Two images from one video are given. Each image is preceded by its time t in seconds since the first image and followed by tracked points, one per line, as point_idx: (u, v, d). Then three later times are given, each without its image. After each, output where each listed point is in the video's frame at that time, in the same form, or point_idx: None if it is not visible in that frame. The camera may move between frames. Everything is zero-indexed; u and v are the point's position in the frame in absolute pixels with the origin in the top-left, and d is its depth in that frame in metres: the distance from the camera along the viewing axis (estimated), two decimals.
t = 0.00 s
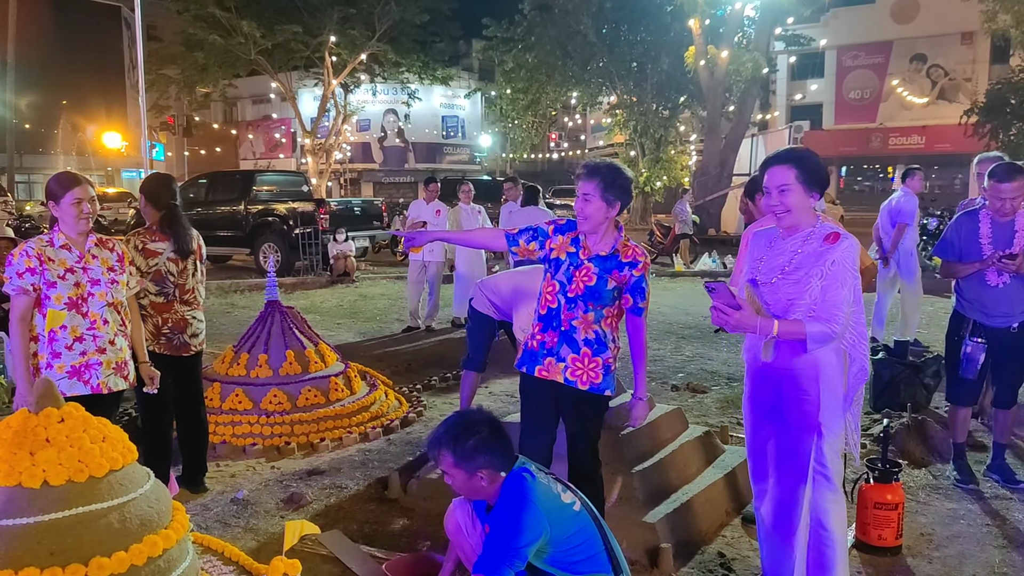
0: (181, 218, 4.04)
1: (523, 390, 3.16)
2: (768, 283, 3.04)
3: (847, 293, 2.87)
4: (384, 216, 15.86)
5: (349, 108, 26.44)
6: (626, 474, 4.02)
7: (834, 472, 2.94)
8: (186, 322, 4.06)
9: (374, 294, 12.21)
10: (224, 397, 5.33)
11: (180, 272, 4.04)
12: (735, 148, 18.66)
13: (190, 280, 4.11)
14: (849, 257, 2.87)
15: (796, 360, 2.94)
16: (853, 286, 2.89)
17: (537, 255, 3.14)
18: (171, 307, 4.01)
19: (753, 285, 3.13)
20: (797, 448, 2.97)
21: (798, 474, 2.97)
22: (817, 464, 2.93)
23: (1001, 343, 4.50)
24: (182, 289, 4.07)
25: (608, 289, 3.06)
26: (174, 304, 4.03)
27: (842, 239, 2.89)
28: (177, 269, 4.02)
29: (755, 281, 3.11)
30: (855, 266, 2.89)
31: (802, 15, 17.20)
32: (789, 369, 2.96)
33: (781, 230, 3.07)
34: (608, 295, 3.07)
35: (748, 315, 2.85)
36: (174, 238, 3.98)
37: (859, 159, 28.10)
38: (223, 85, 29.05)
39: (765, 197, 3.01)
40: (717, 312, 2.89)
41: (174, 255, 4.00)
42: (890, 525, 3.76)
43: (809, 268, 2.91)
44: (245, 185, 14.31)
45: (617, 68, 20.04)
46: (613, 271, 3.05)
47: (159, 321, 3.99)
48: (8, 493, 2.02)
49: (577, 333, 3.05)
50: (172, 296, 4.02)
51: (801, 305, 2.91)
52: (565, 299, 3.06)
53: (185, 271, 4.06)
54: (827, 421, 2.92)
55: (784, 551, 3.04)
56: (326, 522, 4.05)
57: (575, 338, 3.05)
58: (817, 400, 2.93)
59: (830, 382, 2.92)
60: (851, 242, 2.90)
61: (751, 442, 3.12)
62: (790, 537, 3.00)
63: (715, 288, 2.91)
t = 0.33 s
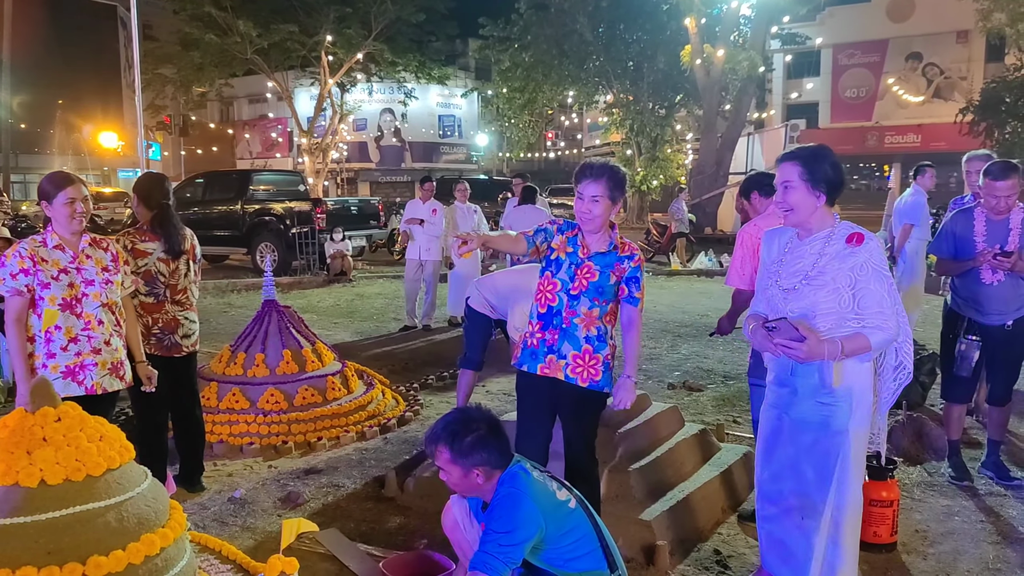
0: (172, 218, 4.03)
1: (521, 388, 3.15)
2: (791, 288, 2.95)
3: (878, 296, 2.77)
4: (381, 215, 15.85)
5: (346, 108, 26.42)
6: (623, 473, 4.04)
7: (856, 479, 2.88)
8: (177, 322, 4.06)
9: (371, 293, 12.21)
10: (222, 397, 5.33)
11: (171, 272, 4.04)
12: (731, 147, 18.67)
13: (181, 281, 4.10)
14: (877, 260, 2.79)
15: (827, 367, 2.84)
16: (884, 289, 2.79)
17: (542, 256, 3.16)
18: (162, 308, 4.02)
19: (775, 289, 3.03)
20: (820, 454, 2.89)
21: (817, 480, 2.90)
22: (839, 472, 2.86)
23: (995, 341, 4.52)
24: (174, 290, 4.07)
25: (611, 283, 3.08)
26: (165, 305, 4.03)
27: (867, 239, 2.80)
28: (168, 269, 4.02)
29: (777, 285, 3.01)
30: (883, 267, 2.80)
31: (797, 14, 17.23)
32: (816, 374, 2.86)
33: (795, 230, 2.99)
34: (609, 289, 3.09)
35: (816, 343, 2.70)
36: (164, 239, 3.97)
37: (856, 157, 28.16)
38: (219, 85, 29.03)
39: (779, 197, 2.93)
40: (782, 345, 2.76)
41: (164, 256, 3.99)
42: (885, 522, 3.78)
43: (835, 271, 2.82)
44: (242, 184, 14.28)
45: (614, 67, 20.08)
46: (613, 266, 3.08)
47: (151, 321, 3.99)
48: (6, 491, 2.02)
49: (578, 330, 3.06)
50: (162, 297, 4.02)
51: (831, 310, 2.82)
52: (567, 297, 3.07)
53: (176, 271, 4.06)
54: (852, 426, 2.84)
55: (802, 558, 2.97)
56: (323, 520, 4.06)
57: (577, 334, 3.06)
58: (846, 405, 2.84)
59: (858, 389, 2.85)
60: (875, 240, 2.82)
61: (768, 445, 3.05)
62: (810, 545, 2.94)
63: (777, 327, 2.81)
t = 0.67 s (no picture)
0: (167, 216, 4.03)
1: (525, 387, 3.13)
2: (798, 288, 2.94)
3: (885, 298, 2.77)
4: (381, 212, 15.85)
5: (344, 105, 26.40)
6: (622, 469, 4.05)
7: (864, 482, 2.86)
8: (171, 320, 4.05)
9: (370, 291, 12.21)
10: (221, 394, 5.34)
11: (165, 270, 4.03)
12: (730, 144, 18.66)
13: (175, 278, 4.09)
14: (882, 263, 2.78)
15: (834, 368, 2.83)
16: (891, 291, 2.78)
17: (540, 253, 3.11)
18: (155, 306, 4.01)
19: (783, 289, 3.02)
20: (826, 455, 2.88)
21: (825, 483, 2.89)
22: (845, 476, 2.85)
23: (992, 337, 4.53)
24: (167, 288, 4.06)
25: (617, 278, 3.12)
26: (159, 302, 4.02)
27: (872, 241, 2.79)
28: (161, 267, 4.01)
29: (784, 286, 3.00)
30: (889, 269, 2.79)
31: (796, 11, 17.24)
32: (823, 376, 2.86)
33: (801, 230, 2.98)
34: (613, 285, 3.13)
35: (852, 354, 2.69)
36: (157, 236, 3.96)
37: (854, 154, 28.13)
38: (218, 83, 28.99)
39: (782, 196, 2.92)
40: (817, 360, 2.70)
41: (158, 253, 3.98)
42: (883, 517, 3.79)
43: (841, 272, 2.82)
44: (241, 182, 14.27)
45: (613, 65, 20.09)
46: (616, 263, 3.12)
47: (143, 319, 3.99)
48: (5, 488, 2.03)
49: (591, 327, 3.08)
50: (156, 295, 4.01)
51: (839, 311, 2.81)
52: (578, 295, 3.06)
53: (170, 269, 4.05)
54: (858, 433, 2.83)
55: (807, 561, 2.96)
56: (323, 517, 4.07)
57: (590, 332, 3.07)
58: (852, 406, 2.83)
59: (865, 391, 2.84)
60: (881, 241, 2.81)
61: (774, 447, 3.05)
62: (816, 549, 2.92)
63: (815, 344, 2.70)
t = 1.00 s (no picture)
0: (165, 218, 4.05)
1: (524, 390, 3.14)
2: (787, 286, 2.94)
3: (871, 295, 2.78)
4: (380, 214, 15.86)
5: (344, 106, 26.41)
6: (621, 469, 4.06)
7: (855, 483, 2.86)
8: (169, 322, 4.06)
9: (370, 292, 12.23)
10: (221, 395, 5.35)
11: (163, 272, 4.04)
12: (729, 145, 18.66)
13: (174, 281, 4.09)
14: (867, 259, 2.79)
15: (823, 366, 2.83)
16: (878, 287, 2.80)
17: (535, 255, 3.11)
18: (153, 308, 4.01)
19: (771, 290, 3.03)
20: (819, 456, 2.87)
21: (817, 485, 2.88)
22: (839, 475, 2.85)
23: (989, 336, 4.55)
24: (166, 290, 4.07)
25: (615, 280, 3.13)
26: (158, 305, 4.03)
27: (861, 237, 2.80)
28: (160, 270, 4.02)
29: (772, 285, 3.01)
30: (876, 266, 2.80)
31: (795, 12, 17.27)
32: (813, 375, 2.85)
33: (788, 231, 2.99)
34: (613, 288, 3.14)
35: (827, 341, 2.71)
36: (154, 239, 3.99)
37: (853, 155, 28.13)
38: (218, 84, 29.01)
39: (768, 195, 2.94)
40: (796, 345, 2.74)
41: (156, 256, 4.00)
42: (882, 517, 3.80)
43: (828, 269, 2.82)
44: (241, 184, 14.29)
45: (612, 66, 20.11)
46: (616, 265, 3.13)
47: (141, 321, 3.99)
48: (6, 488, 2.04)
49: (590, 332, 3.09)
50: (154, 297, 4.02)
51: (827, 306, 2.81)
52: (577, 301, 3.07)
53: (169, 271, 4.06)
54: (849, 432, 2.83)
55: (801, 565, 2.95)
56: (323, 518, 4.08)
57: (590, 337, 3.09)
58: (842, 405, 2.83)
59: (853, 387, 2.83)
60: (869, 239, 2.81)
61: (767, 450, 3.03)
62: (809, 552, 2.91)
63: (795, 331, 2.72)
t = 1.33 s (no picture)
0: (167, 222, 4.05)
1: (520, 395, 3.13)
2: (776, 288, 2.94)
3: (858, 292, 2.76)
4: (382, 217, 15.88)
5: (347, 109, 26.42)
6: (622, 471, 4.06)
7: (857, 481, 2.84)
8: (172, 326, 4.08)
9: (372, 295, 12.24)
10: (224, 399, 5.36)
11: (166, 277, 4.05)
12: (731, 147, 18.63)
13: (176, 285, 4.10)
14: (850, 256, 2.77)
15: (814, 364, 2.82)
16: (863, 282, 2.77)
17: (522, 259, 3.12)
18: (156, 313, 4.03)
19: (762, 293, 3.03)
20: (819, 454, 2.87)
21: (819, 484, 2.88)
22: (839, 472, 2.84)
23: (993, 337, 4.53)
24: (169, 294, 4.08)
25: (604, 282, 3.13)
26: (161, 309, 4.05)
27: (845, 235, 2.79)
28: (162, 274, 4.03)
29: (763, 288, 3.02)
30: (861, 264, 2.78)
31: (797, 14, 17.26)
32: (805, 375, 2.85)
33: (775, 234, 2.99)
34: (602, 291, 3.14)
35: (774, 312, 2.74)
36: (156, 243, 3.99)
37: (856, 157, 28.09)
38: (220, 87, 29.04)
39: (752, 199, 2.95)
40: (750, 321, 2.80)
41: (158, 261, 4.01)
42: (884, 520, 3.80)
43: (815, 269, 2.82)
44: (243, 187, 14.33)
45: (614, 68, 20.12)
46: (603, 266, 3.13)
47: (143, 325, 4.01)
48: (10, 493, 2.06)
49: (582, 337, 3.09)
50: (156, 302, 4.03)
51: (815, 304, 2.81)
52: (566, 307, 3.06)
53: (171, 275, 4.07)
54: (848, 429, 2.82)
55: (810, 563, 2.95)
56: (325, 521, 4.08)
57: (582, 342, 3.09)
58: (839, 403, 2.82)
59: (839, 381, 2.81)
60: (854, 235, 2.81)
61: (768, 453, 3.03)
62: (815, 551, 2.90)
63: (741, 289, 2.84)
